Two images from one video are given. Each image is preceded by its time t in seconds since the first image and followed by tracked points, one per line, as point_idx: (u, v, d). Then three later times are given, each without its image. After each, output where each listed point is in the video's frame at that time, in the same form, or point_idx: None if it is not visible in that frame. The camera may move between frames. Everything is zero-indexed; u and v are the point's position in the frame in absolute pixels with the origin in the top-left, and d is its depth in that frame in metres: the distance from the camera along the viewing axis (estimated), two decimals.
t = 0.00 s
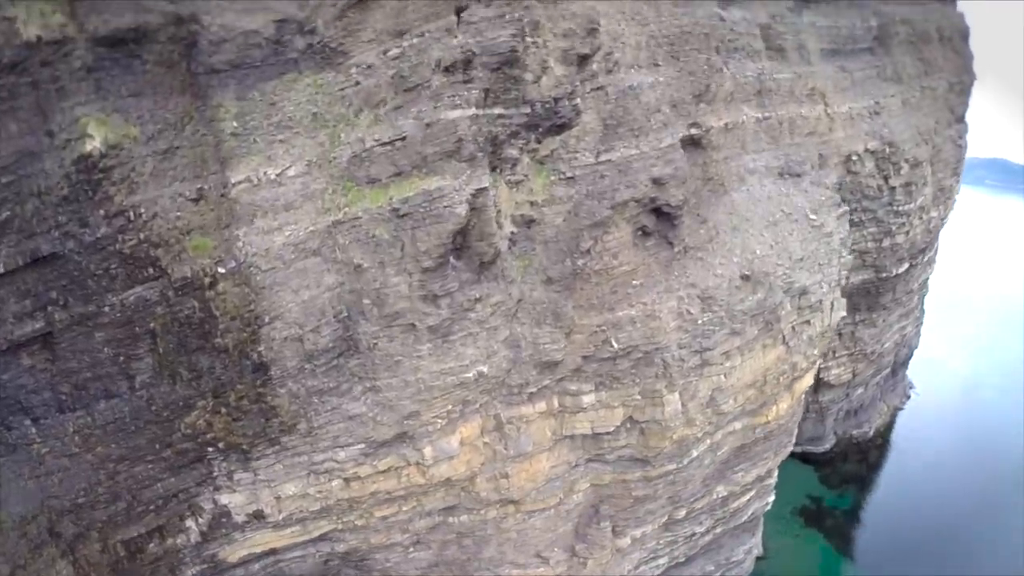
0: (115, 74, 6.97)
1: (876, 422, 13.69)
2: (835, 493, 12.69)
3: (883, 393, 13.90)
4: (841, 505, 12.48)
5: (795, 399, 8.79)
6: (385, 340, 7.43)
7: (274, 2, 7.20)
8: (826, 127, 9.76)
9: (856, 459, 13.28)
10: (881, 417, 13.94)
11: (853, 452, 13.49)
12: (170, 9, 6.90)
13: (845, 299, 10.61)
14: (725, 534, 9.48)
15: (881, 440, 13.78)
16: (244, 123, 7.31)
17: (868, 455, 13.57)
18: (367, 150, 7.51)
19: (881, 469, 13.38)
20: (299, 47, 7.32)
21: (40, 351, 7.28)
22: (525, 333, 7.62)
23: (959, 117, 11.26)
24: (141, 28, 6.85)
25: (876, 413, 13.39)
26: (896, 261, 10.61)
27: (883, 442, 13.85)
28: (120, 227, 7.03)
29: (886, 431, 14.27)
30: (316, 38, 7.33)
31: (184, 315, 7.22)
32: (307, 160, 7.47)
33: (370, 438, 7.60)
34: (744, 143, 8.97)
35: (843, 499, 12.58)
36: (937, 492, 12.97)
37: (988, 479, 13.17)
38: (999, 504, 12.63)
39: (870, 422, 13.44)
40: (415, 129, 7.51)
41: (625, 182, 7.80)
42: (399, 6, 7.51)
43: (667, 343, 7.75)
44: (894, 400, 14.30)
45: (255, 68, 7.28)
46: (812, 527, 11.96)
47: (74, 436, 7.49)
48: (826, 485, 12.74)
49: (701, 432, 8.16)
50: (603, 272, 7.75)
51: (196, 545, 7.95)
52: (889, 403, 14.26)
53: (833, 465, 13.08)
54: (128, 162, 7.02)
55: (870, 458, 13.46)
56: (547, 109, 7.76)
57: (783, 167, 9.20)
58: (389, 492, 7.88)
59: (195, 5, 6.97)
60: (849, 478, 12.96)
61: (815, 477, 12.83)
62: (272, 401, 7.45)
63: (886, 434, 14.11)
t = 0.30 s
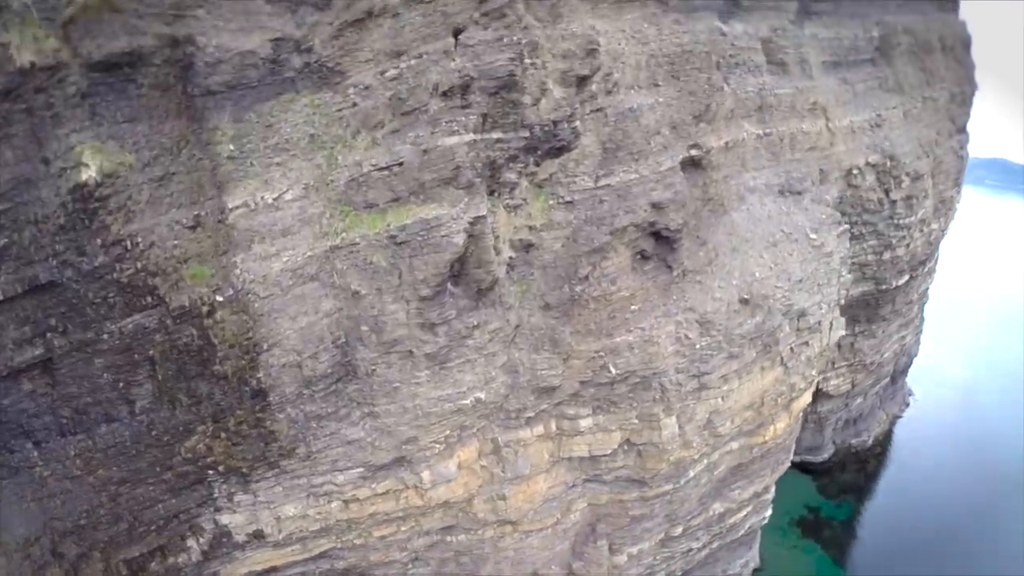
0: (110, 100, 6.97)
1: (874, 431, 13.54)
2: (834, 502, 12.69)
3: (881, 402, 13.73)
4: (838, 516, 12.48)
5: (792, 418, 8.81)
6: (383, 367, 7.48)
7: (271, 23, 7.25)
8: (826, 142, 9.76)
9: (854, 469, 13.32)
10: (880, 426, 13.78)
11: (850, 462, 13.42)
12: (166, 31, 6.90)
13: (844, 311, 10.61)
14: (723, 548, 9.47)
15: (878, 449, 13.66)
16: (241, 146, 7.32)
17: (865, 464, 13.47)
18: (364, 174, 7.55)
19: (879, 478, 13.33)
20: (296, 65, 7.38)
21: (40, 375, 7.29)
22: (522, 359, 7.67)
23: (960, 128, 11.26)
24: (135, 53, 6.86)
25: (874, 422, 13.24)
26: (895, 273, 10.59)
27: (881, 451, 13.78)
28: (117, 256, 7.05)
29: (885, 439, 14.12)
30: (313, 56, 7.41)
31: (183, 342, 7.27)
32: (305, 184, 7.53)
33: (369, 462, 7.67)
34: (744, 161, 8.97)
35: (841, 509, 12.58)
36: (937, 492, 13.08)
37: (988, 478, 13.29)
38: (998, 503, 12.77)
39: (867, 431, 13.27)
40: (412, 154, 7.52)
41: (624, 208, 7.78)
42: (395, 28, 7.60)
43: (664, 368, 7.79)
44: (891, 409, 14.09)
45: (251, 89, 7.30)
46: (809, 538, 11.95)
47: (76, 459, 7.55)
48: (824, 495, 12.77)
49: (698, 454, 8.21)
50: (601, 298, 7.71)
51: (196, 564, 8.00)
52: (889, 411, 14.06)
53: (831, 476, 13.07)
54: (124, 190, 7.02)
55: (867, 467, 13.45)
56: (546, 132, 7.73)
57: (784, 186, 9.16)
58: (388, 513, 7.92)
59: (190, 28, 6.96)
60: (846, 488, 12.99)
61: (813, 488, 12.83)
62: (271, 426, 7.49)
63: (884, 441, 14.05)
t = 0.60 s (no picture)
0: (107, 126, 6.92)
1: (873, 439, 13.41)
2: (832, 513, 12.53)
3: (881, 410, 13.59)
4: (836, 527, 12.36)
5: (789, 437, 8.84)
6: (381, 395, 7.54)
7: (269, 41, 7.23)
8: (826, 156, 9.78)
9: (852, 478, 13.14)
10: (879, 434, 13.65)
11: (849, 471, 13.19)
12: (162, 54, 6.86)
13: (843, 323, 10.62)
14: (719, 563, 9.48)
15: (876, 457, 13.56)
16: (238, 169, 7.34)
17: (864, 473, 13.36)
18: (362, 200, 7.56)
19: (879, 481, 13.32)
20: (293, 85, 7.36)
21: (42, 401, 7.31)
22: (520, 385, 7.73)
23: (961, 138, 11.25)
24: (132, 77, 6.81)
25: (873, 431, 13.13)
26: (895, 285, 10.57)
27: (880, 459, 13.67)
28: (116, 285, 7.05)
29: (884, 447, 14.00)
30: (310, 76, 7.40)
31: (183, 370, 7.31)
32: (303, 209, 7.57)
33: (368, 486, 7.75)
34: (744, 179, 8.98)
35: (839, 520, 12.44)
36: (938, 492, 13.20)
37: (987, 477, 13.40)
38: (997, 502, 12.90)
39: (866, 440, 13.15)
40: (411, 181, 7.53)
41: (622, 235, 7.78)
42: (394, 48, 7.54)
43: (661, 393, 7.83)
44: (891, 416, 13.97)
45: (249, 109, 7.28)
46: (806, 549, 11.82)
47: (78, 482, 7.59)
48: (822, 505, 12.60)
49: (694, 476, 8.25)
50: (599, 325, 7.73)
51: None
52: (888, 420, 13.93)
53: (829, 485, 12.90)
54: (122, 220, 7.02)
55: (866, 476, 13.30)
56: (544, 156, 7.71)
57: (783, 205, 9.16)
58: (387, 534, 8.02)
59: (186, 50, 6.93)
60: (844, 497, 12.83)
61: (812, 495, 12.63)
62: (271, 451, 7.56)
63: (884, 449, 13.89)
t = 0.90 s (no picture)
0: (105, 153, 6.94)
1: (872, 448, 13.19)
2: (829, 522, 12.51)
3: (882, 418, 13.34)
4: (833, 537, 12.31)
5: (784, 456, 8.92)
6: (379, 420, 7.66)
7: (267, 61, 7.23)
8: (825, 172, 9.80)
9: (850, 487, 12.98)
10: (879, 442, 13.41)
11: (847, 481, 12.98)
12: (159, 78, 6.85)
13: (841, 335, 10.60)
14: None
15: (875, 467, 13.44)
16: (236, 194, 7.37)
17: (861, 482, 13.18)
18: (361, 227, 7.65)
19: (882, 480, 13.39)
20: (292, 106, 7.39)
21: (45, 425, 7.39)
22: (518, 410, 7.83)
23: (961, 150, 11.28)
24: (129, 103, 6.82)
25: (871, 440, 12.96)
26: (892, 298, 10.57)
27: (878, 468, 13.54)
28: (117, 314, 7.11)
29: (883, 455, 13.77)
30: (308, 97, 7.43)
31: (184, 397, 7.39)
32: (302, 234, 7.63)
33: (367, 508, 7.86)
34: (741, 199, 9.01)
35: (836, 530, 12.43)
36: (938, 490, 13.30)
37: (987, 477, 13.51)
38: (996, 502, 13.02)
39: (864, 449, 12.92)
40: (409, 208, 7.58)
41: (620, 261, 7.84)
42: (392, 72, 7.59)
43: (657, 417, 7.91)
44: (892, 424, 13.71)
45: (247, 132, 7.31)
46: (802, 559, 11.83)
47: (82, 505, 7.68)
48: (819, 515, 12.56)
49: (689, 496, 8.35)
50: (596, 350, 7.82)
51: None
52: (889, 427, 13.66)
53: (828, 494, 12.80)
54: (122, 249, 7.04)
55: (863, 485, 13.14)
56: (542, 181, 7.73)
57: (780, 225, 9.17)
58: (386, 554, 8.12)
59: (184, 73, 6.93)
60: (842, 506, 12.76)
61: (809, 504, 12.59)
62: (272, 475, 7.66)
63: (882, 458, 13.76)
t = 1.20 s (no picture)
0: (105, 180, 6.98)
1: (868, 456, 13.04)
2: (826, 532, 12.32)
3: (878, 426, 13.19)
4: (829, 547, 12.14)
5: (779, 474, 9.03)
6: (379, 445, 7.78)
7: (265, 83, 7.25)
8: (824, 188, 9.85)
9: (846, 496, 12.90)
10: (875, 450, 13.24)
11: (843, 490, 12.84)
12: (157, 103, 6.86)
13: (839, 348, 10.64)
14: None
15: (871, 475, 13.31)
16: (236, 220, 7.47)
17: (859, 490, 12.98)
18: (359, 253, 7.73)
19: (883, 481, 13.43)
20: (290, 128, 7.44)
21: (50, 448, 7.49)
22: (515, 434, 7.95)
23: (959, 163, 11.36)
24: (128, 131, 6.83)
25: (868, 448, 12.89)
26: (890, 311, 10.60)
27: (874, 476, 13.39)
28: (119, 342, 7.19)
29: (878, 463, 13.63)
30: (307, 119, 7.48)
31: (186, 423, 7.50)
32: (301, 258, 7.73)
33: (367, 529, 8.04)
34: (739, 219, 9.05)
35: (833, 540, 12.24)
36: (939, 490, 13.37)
37: (987, 477, 13.60)
38: (995, 502, 13.11)
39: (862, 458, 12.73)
40: (407, 236, 7.67)
41: (616, 288, 7.89)
42: (390, 95, 7.62)
43: (652, 441, 8.03)
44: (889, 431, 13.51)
45: (246, 155, 7.36)
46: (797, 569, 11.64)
47: (86, 525, 7.79)
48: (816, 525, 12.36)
49: (684, 516, 8.42)
50: (593, 376, 7.88)
51: None
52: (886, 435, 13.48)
53: (823, 504, 12.66)
54: (123, 278, 7.11)
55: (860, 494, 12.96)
56: (540, 208, 7.79)
57: (778, 244, 9.27)
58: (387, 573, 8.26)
59: (182, 97, 6.93)
60: (838, 516, 12.60)
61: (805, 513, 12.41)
62: (273, 497, 7.79)
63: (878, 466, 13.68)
